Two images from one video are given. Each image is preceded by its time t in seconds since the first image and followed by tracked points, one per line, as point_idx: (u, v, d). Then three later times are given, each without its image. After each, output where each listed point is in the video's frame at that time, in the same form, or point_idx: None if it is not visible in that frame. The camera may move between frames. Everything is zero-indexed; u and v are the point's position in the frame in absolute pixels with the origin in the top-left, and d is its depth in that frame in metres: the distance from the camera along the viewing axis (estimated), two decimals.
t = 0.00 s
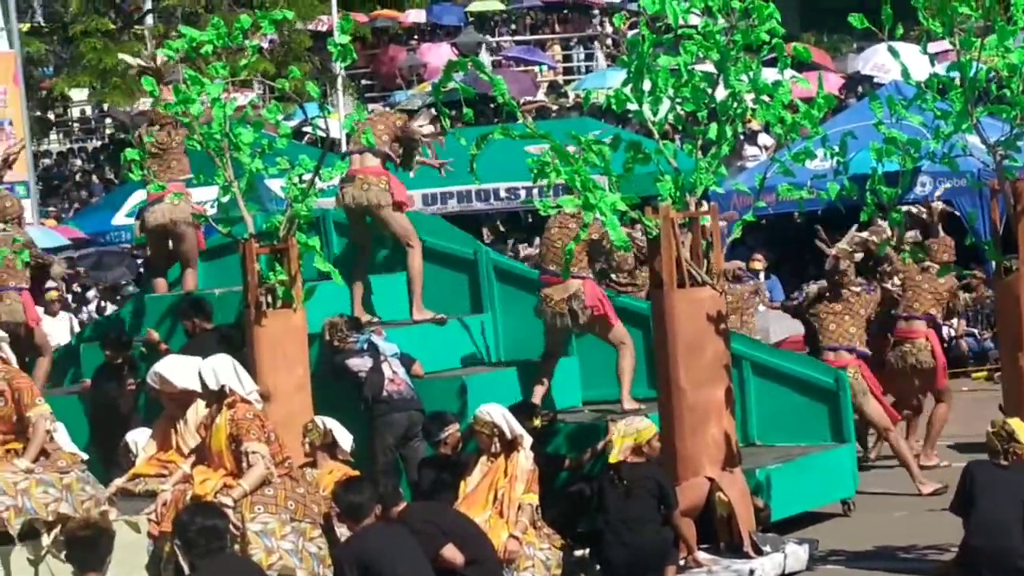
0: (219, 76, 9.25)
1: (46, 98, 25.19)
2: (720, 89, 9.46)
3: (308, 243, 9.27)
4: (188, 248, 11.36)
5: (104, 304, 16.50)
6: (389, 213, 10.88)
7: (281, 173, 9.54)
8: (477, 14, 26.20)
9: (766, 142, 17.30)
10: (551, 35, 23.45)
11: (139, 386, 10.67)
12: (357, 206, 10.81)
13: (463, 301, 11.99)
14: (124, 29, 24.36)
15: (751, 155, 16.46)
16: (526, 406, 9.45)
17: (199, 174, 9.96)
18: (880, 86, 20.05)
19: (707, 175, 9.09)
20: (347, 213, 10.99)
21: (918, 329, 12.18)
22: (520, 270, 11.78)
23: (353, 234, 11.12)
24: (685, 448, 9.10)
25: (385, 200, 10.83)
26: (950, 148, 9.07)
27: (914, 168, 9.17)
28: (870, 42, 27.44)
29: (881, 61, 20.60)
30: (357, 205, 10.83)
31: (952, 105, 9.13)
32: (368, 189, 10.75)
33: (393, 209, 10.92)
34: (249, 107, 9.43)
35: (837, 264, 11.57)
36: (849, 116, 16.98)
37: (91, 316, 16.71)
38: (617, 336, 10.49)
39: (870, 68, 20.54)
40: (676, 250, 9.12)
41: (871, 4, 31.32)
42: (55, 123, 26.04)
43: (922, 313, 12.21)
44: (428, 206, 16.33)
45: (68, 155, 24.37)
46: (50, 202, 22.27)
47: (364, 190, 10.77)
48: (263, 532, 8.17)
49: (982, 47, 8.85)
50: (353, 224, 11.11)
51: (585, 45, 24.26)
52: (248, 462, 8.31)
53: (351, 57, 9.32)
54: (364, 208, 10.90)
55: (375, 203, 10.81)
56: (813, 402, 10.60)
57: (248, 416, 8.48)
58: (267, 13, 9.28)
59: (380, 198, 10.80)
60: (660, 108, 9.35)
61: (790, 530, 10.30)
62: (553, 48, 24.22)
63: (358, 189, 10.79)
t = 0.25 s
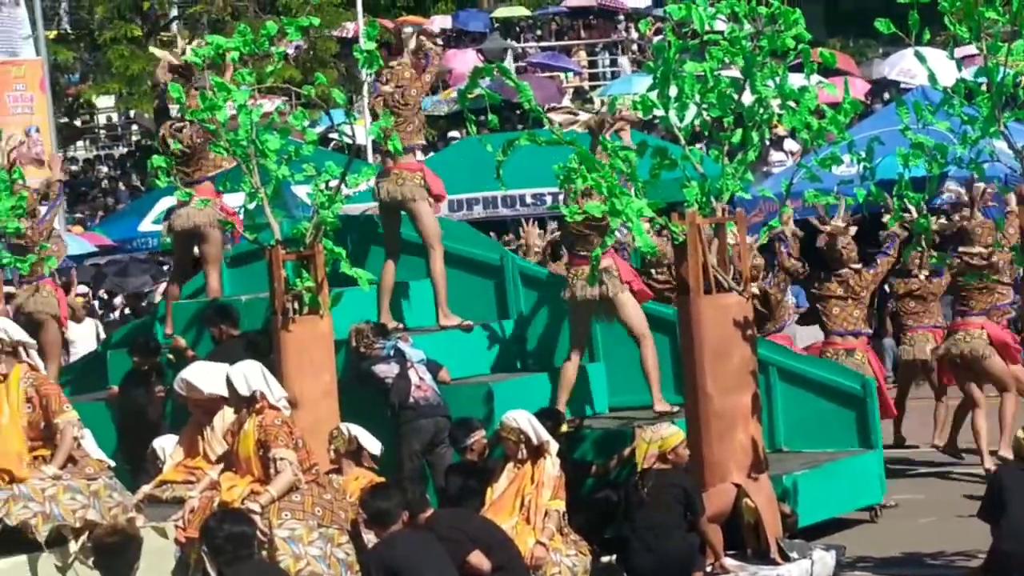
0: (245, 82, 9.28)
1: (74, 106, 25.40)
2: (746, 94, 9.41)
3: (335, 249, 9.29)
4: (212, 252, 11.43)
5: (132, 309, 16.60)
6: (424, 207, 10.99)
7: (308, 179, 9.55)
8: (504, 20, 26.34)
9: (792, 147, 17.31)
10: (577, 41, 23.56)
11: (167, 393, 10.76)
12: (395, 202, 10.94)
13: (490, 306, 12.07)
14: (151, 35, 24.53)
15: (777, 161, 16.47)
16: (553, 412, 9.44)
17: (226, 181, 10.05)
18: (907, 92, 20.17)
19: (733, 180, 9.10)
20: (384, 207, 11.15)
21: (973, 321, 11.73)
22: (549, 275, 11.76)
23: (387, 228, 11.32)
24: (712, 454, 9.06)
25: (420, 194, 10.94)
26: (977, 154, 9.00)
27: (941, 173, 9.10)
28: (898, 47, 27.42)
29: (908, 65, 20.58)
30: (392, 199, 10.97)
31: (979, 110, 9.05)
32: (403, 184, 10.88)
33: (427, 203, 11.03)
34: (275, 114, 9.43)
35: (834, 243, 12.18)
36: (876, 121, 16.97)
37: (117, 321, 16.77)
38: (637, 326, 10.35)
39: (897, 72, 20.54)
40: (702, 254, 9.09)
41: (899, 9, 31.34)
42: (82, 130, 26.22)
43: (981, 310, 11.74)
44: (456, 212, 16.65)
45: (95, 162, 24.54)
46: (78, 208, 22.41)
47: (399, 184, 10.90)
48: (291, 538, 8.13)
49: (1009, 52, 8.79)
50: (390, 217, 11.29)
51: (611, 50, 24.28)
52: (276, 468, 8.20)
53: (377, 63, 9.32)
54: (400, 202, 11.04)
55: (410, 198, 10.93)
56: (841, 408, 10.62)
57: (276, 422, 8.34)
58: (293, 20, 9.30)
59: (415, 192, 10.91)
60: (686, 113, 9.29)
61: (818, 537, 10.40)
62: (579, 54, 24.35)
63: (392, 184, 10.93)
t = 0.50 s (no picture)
0: (283, 86, 9.34)
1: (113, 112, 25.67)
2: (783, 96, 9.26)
3: (371, 253, 9.29)
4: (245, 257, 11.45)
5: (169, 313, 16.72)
6: (464, 210, 11.03)
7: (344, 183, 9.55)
8: (539, 25, 26.46)
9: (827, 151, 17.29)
10: (611, 46, 23.64)
11: (204, 399, 10.80)
12: (437, 205, 11.00)
13: (527, 310, 12.13)
14: (187, 41, 24.76)
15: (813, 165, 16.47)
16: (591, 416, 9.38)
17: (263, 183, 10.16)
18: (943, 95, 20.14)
19: (770, 184, 8.97)
20: (424, 209, 11.19)
21: None
22: (587, 281, 11.85)
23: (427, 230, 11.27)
24: (750, 458, 8.86)
25: (460, 198, 10.97)
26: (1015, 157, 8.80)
27: (979, 175, 8.92)
28: (934, 53, 27.38)
29: (944, 70, 20.57)
30: (434, 201, 11.03)
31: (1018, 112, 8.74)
32: (446, 186, 10.93)
33: (467, 206, 11.07)
34: (312, 118, 9.49)
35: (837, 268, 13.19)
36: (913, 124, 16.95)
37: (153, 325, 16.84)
38: (683, 331, 10.42)
39: (933, 77, 20.53)
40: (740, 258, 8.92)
41: (937, 12, 31.28)
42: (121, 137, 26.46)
43: None
44: (492, 216, 16.93)
45: (133, 167, 24.75)
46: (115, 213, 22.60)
47: (439, 187, 10.95)
48: (329, 541, 7.83)
49: None
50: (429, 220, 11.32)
51: (647, 56, 24.34)
52: (315, 471, 7.96)
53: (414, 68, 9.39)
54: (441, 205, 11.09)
55: (451, 200, 10.97)
56: (878, 412, 10.70)
57: (315, 425, 8.11)
58: (330, 25, 9.32)
59: (455, 195, 10.94)
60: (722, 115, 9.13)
61: (855, 541, 10.51)
62: (613, 58, 24.41)
63: (434, 186, 10.98)
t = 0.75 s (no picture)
0: (296, 86, 9.31)
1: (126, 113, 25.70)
2: (797, 96, 9.20)
3: (384, 253, 9.30)
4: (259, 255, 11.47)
5: (181, 313, 16.76)
6: (479, 212, 11.12)
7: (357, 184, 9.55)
8: (551, 25, 26.45)
9: (841, 150, 17.28)
10: (623, 46, 23.64)
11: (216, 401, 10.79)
12: (452, 207, 11.09)
13: (540, 312, 12.16)
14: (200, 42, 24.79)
15: (827, 166, 16.46)
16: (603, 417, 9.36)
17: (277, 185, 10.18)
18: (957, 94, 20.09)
19: (784, 184, 8.90)
20: (439, 211, 11.28)
21: None
22: (599, 282, 11.89)
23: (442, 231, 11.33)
24: (763, 458, 8.83)
25: (476, 199, 11.08)
26: None
27: (993, 176, 8.82)
28: (947, 53, 27.37)
29: (958, 70, 20.56)
30: (449, 203, 11.12)
31: None
32: (460, 188, 11.03)
33: (482, 208, 11.16)
34: (325, 119, 9.47)
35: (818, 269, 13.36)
36: (926, 124, 16.92)
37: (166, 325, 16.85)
38: (700, 335, 10.51)
39: (947, 77, 20.52)
40: (753, 259, 8.88)
41: (950, 12, 31.28)
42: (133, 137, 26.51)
43: None
44: (506, 216, 16.90)
45: (145, 168, 24.77)
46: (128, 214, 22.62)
47: (454, 189, 11.05)
48: (343, 542, 7.82)
49: None
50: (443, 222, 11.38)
51: (660, 56, 24.35)
52: (329, 471, 7.94)
53: (426, 67, 9.37)
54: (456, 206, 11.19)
55: (466, 202, 11.08)
56: (891, 413, 10.71)
57: (330, 426, 8.09)
58: (343, 26, 9.32)
59: (471, 197, 11.06)
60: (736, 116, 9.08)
61: (869, 541, 10.54)
62: (626, 59, 24.38)
63: (449, 188, 11.08)
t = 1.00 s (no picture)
0: (297, 88, 9.29)
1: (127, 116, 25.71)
2: (799, 97, 9.17)
3: (386, 255, 9.28)
4: (260, 260, 11.48)
5: (182, 316, 16.77)
6: (480, 215, 11.07)
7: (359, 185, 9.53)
8: (554, 27, 26.45)
9: (843, 152, 17.26)
10: (625, 47, 23.62)
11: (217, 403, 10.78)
12: (452, 209, 11.05)
13: (542, 313, 12.15)
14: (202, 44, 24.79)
15: (828, 167, 16.43)
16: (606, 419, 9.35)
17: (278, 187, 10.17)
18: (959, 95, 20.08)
19: (786, 185, 8.86)
20: (439, 212, 11.25)
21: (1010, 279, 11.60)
22: (601, 282, 11.86)
23: (443, 233, 11.33)
24: (766, 460, 8.80)
25: (474, 201, 11.04)
26: None
27: (995, 177, 8.77)
28: (949, 54, 27.36)
29: (960, 70, 20.54)
30: (448, 205, 11.08)
31: None
32: (458, 190, 11.00)
33: (480, 210, 11.12)
34: (326, 121, 9.46)
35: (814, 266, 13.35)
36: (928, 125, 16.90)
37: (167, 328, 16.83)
38: (710, 333, 10.52)
39: (949, 77, 20.50)
40: (755, 260, 8.86)
41: (953, 13, 31.28)
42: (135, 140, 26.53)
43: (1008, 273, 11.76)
44: (507, 218, 16.91)
45: (147, 169, 24.76)
46: (130, 217, 22.61)
47: (453, 191, 11.02)
48: (344, 543, 7.80)
49: None
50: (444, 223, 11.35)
51: (662, 58, 24.35)
52: (331, 473, 7.92)
53: (428, 69, 9.36)
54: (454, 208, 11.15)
55: (464, 204, 11.03)
56: (893, 413, 10.69)
57: (332, 427, 8.08)
58: (345, 26, 9.31)
59: (468, 199, 11.02)
60: (738, 117, 9.05)
61: (871, 542, 10.52)
62: (628, 60, 24.37)
63: (448, 189, 11.05)
